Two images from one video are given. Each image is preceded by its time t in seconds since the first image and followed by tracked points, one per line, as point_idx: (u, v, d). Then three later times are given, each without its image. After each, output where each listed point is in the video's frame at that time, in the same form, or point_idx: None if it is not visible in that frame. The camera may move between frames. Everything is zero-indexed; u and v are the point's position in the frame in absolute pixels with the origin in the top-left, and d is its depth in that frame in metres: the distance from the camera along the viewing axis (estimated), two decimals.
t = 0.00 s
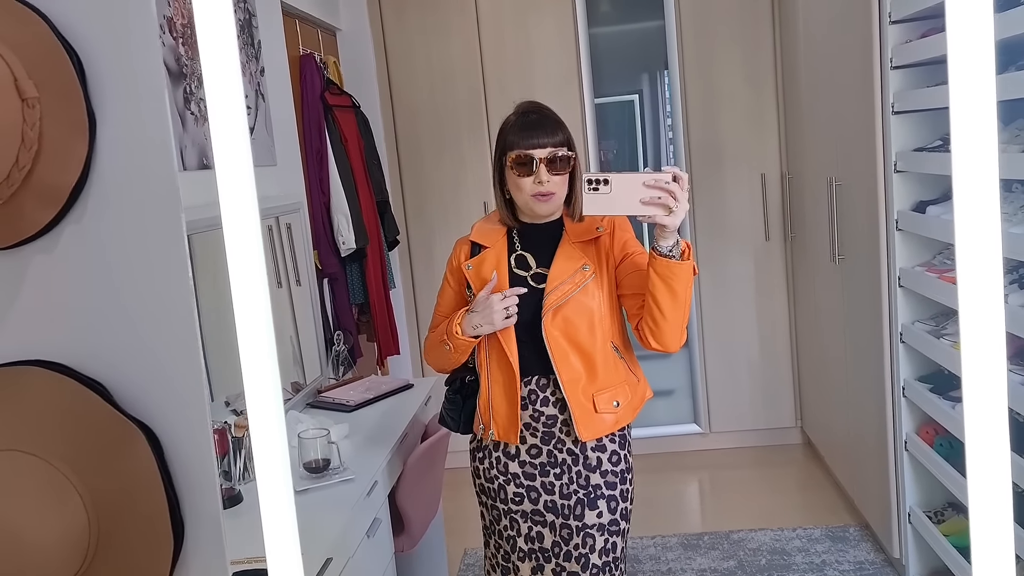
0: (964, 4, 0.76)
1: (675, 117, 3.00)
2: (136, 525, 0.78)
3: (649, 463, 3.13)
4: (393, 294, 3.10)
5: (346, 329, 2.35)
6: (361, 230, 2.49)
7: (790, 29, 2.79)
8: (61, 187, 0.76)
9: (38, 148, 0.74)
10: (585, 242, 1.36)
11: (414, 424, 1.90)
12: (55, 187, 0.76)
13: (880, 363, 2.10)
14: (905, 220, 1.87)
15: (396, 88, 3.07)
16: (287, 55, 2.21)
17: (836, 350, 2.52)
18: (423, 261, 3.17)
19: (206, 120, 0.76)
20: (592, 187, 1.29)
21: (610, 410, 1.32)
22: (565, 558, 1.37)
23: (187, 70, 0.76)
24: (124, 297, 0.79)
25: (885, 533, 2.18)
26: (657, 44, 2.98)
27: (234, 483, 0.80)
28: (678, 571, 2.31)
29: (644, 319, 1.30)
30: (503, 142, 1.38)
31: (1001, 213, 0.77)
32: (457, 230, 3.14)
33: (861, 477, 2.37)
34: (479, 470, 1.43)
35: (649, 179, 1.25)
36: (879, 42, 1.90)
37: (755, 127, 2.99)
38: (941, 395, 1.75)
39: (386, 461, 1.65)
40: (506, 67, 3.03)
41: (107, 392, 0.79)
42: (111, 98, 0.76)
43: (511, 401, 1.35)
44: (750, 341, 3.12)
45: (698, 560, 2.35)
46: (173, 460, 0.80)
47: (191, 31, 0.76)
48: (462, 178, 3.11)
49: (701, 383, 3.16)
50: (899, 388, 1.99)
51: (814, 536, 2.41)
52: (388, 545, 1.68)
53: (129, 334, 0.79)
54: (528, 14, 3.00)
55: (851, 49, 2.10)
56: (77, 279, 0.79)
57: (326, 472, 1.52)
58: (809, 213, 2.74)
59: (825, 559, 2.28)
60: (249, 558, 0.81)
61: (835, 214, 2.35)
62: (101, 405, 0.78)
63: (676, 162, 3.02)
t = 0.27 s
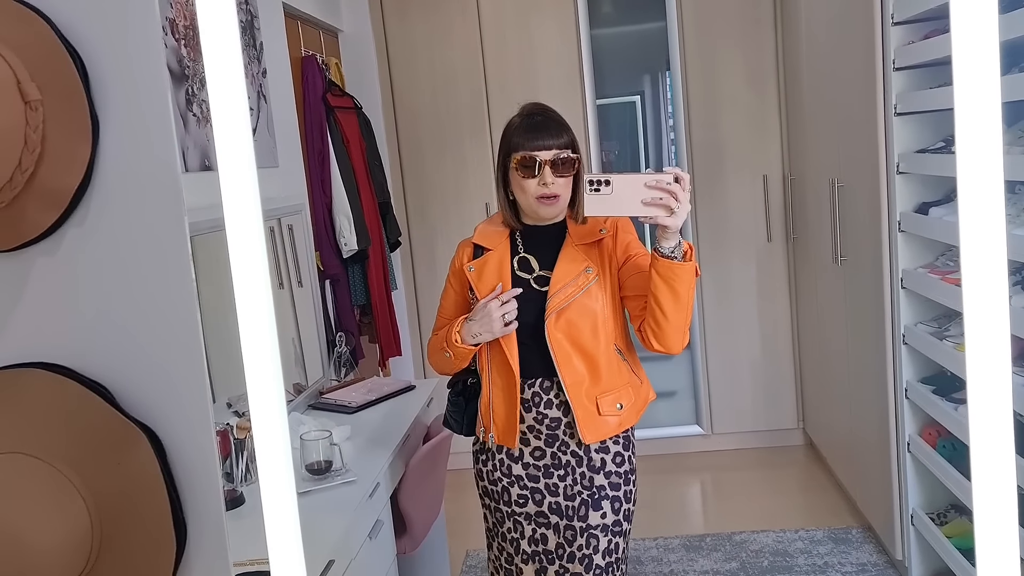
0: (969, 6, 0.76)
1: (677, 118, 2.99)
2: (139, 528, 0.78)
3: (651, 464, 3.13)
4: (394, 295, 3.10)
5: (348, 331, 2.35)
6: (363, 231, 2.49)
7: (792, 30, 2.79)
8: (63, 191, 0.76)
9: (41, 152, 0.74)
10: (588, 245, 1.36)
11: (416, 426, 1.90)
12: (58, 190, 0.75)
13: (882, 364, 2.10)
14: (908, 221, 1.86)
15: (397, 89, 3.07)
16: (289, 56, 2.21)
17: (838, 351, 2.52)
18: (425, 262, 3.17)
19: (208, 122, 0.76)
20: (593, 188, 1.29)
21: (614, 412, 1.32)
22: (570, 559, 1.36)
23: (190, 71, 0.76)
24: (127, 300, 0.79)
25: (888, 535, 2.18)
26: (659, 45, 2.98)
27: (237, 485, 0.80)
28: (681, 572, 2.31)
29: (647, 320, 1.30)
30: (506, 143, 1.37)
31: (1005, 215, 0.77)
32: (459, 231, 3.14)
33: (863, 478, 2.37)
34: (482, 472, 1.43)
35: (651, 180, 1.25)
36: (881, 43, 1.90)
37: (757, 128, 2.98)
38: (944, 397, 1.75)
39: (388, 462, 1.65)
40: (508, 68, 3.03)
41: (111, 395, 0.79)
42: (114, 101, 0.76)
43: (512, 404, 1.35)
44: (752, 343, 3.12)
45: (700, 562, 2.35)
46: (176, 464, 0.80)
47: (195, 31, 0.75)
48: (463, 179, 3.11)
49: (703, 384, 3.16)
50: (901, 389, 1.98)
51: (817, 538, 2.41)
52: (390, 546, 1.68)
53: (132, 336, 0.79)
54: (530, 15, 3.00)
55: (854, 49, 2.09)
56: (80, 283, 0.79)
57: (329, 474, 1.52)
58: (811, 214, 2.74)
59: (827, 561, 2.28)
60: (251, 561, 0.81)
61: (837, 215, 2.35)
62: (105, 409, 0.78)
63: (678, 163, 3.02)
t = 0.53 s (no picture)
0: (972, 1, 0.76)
1: (678, 116, 2.98)
2: (138, 527, 0.78)
3: (652, 463, 3.13)
4: (395, 294, 3.10)
5: (348, 329, 2.35)
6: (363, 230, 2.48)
7: (793, 28, 2.78)
8: (59, 187, 0.75)
9: (36, 149, 0.73)
10: (591, 241, 1.35)
11: (416, 424, 1.90)
12: (54, 187, 0.75)
13: (884, 363, 2.09)
14: (909, 219, 1.86)
15: (397, 87, 3.07)
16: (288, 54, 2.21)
17: (840, 350, 2.51)
18: (425, 261, 3.17)
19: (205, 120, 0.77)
20: (595, 188, 1.27)
21: (618, 410, 1.32)
22: (580, 556, 1.36)
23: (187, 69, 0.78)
24: (125, 298, 0.78)
25: (889, 534, 2.17)
26: (660, 42, 2.97)
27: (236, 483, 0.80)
28: (682, 571, 2.30)
29: (646, 320, 1.30)
30: (502, 138, 1.37)
31: (1010, 212, 0.76)
32: (459, 230, 3.14)
33: (865, 477, 2.37)
34: (486, 475, 1.42)
35: (652, 180, 1.24)
36: (883, 41, 1.89)
37: (757, 126, 2.97)
38: (945, 394, 1.75)
39: (388, 460, 1.64)
40: (509, 67, 3.02)
41: (107, 392, 0.78)
42: (111, 98, 0.75)
43: (521, 402, 1.34)
44: (753, 342, 3.11)
45: (701, 561, 2.34)
46: (173, 462, 0.79)
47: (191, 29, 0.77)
48: (463, 178, 3.11)
49: (704, 383, 3.15)
50: (903, 388, 1.98)
51: (818, 537, 2.40)
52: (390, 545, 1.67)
53: (130, 334, 0.79)
54: (530, 13, 2.99)
55: (855, 46, 2.08)
56: (75, 279, 0.78)
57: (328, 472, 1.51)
58: (812, 213, 2.73)
59: (829, 560, 2.27)
60: (249, 560, 0.81)
61: (839, 214, 2.34)
62: (101, 407, 0.77)
63: (678, 161, 3.01)
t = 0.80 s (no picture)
0: None
1: (676, 113, 2.96)
2: (111, 534, 0.76)
3: (650, 464, 3.10)
4: (391, 293, 3.07)
5: (343, 329, 2.33)
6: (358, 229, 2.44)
7: (792, 25, 2.75)
8: (30, 181, 0.72)
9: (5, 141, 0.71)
10: (590, 240, 1.31)
11: (409, 426, 1.87)
12: (23, 180, 0.72)
13: (883, 364, 2.07)
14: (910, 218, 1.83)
15: (393, 84, 3.04)
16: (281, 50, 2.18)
17: (840, 351, 2.48)
18: (421, 260, 3.14)
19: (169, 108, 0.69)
20: (595, 187, 1.26)
21: (618, 416, 1.28)
22: (594, 572, 1.32)
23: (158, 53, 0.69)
24: (100, 297, 0.76)
25: (889, 536, 2.15)
26: (658, 40, 2.95)
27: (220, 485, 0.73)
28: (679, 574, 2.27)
29: (649, 325, 1.25)
30: (495, 130, 1.33)
31: None
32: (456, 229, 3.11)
33: (865, 479, 2.34)
34: (485, 489, 1.37)
35: (655, 179, 1.23)
36: (883, 38, 1.86)
37: (757, 125, 2.95)
38: (948, 397, 1.74)
39: (381, 461, 1.62)
40: (506, 64, 2.99)
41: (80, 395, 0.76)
42: (85, 91, 0.73)
43: (524, 404, 1.28)
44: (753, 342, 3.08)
45: (699, 564, 2.31)
46: (146, 467, 0.78)
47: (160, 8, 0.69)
48: (460, 177, 3.08)
49: (703, 383, 3.13)
50: (903, 389, 1.95)
51: (818, 539, 2.37)
52: (381, 548, 1.64)
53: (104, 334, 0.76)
54: (527, 9, 2.96)
55: (855, 42, 2.06)
56: (46, 277, 0.75)
57: (318, 475, 1.49)
58: (812, 212, 2.70)
59: (828, 562, 2.24)
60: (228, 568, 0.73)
61: (839, 213, 2.31)
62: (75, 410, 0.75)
63: (677, 159, 2.99)
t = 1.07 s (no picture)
0: None
1: (677, 119, 2.93)
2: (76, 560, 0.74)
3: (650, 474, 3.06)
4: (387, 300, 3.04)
5: (337, 338, 2.30)
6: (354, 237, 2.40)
7: (794, 30, 2.72)
8: None
9: None
10: (592, 253, 1.25)
11: (403, 438, 1.80)
12: None
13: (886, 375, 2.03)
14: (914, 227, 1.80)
15: (390, 89, 3.00)
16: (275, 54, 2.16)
17: (843, 361, 2.44)
18: (418, 267, 3.10)
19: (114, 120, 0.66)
20: (597, 191, 1.21)
21: (620, 445, 1.20)
22: None
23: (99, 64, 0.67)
24: (63, 314, 0.72)
25: (893, 551, 2.11)
26: (659, 45, 2.92)
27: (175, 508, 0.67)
28: None
29: (656, 345, 1.19)
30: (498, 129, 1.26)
31: None
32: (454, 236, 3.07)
33: (868, 491, 2.30)
34: (479, 526, 1.29)
35: (662, 183, 1.18)
36: (887, 43, 1.82)
37: (758, 131, 2.91)
38: (954, 410, 1.71)
39: (372, 475, 1.58)
40: (505, 69, 2.96)
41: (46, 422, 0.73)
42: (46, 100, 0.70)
43: (518, 426, 1.21)
44: (755, 351, 3.04)
45: None
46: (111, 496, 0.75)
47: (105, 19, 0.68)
48: (459, 183, 3.05)
49: (704, 392, 3.09)
50: (908, 401, 1.92)
51: (820, 553, 2.33)
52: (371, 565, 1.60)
53: (70, 351, 0.72)
54: (526, 14, 2.93)
55: (859, 48, 2.02)
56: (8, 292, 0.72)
57: (308, 491, 1.46)
58: (814, 219, 2.67)
59: None
60: None
61: (841, 220, 2.28)
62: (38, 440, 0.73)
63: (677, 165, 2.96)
